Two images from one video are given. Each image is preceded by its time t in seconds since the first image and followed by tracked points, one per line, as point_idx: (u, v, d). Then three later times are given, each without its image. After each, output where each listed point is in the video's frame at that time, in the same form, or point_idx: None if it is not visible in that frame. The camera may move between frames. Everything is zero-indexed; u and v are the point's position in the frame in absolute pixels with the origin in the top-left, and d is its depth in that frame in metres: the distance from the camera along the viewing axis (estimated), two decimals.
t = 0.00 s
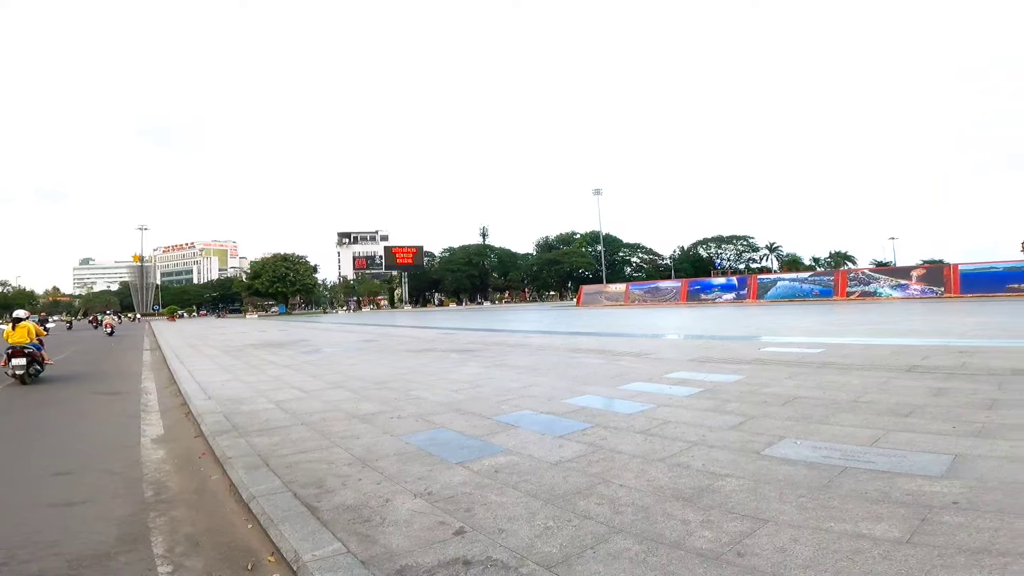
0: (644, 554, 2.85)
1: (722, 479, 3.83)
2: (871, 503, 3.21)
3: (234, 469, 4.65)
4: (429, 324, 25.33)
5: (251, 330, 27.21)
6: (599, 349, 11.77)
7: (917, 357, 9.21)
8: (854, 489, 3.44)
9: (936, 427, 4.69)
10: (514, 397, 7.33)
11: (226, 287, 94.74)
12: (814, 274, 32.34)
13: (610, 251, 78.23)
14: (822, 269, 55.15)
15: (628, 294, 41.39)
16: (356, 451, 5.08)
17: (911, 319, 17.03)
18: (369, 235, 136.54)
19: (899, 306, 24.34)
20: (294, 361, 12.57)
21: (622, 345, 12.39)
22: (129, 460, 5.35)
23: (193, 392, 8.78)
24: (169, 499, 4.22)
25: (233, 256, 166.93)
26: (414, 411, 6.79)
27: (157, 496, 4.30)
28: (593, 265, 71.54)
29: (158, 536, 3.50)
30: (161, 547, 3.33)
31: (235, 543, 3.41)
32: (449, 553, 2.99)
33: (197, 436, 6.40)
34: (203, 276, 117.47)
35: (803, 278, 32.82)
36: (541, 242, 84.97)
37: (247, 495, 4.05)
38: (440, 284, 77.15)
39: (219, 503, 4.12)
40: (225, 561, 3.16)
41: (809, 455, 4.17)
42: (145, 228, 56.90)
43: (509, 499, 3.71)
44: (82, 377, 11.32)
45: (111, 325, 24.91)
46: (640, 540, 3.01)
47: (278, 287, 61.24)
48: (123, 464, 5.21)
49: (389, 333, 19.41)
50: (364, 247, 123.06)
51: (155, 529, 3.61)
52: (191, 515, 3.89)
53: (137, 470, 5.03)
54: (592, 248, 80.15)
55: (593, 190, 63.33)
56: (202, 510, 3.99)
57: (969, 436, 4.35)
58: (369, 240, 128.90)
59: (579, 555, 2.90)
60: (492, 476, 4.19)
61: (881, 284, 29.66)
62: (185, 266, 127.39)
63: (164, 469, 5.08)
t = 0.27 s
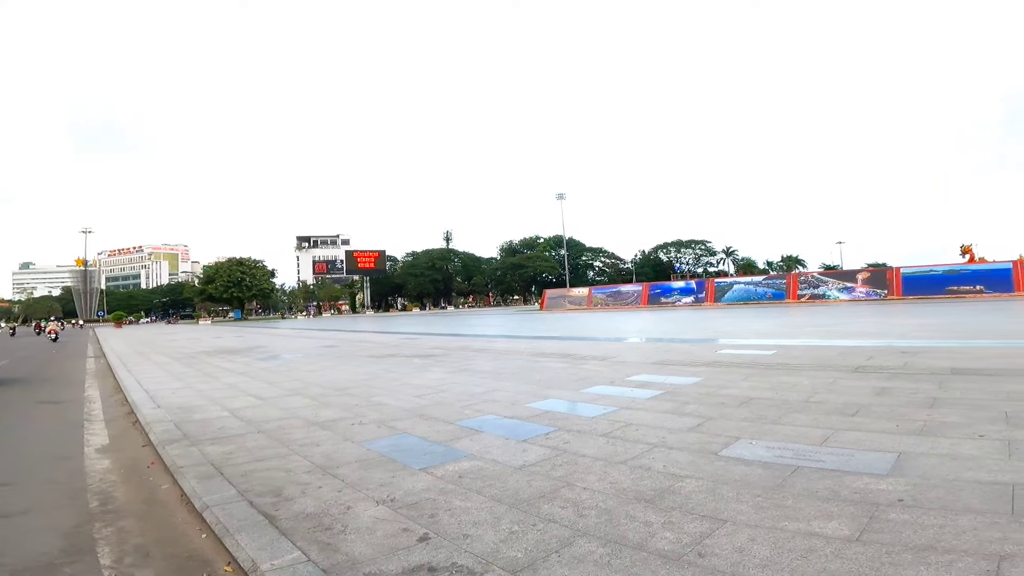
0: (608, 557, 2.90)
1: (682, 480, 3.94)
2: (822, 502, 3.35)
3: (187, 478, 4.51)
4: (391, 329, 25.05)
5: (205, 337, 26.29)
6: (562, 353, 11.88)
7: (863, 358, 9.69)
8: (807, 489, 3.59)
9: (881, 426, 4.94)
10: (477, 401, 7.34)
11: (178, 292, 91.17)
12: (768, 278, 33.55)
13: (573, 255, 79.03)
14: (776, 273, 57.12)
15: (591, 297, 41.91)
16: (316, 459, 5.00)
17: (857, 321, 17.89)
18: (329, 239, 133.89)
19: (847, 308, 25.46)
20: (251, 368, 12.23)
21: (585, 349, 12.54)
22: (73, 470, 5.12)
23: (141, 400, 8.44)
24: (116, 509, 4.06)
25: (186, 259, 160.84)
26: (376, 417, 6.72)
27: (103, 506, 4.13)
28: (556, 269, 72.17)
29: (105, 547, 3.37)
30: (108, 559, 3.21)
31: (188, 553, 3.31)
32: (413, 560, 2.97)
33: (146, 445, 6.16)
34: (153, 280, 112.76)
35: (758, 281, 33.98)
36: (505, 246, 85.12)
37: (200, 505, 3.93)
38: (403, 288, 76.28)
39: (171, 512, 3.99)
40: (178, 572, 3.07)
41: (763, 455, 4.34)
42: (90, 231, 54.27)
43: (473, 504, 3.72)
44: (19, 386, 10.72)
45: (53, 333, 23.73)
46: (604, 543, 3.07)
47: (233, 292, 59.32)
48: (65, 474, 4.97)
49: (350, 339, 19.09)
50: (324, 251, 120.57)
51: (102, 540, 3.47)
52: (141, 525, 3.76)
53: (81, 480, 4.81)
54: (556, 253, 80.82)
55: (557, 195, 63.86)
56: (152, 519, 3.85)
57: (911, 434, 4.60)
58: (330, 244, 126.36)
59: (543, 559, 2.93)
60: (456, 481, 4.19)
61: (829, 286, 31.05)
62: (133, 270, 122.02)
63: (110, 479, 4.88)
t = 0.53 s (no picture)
0: (574, 555, 2.94)
1: (644, 477, 4.02)
2: (778, 495, 3.49)
3: (135, 485, 4.34)
4: (352, 331, 24.62)
5: (154, 341, 25.22)
6: (525, 352, 11.95)
7: (813, 353, 10.12)
8: (763, 482, 3.73)
9: (830, 419, 5.17)
10: (441, 402, 7.30)
11: (125, 294, 87.13)
12: (723, 275, 34.59)
13: (535, 254, 79.43)
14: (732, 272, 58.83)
15: (554, 297, 42.23)
16: (274, 463, 4.88)
17: (807, 317, 18.64)
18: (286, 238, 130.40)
19: (798, 305, 26.50)
20: (204, 371, 11.83)
21: (548, 347, 12.65)
22: (9, 479, 4.85)
23: (85, 406, 8.05)
24: (59, 517, 3.88)
25: (133, 260, 153.96)
26: (336, 420, 6.60)
27: (43, 514, 3.94)
28: (519, 268, 72.44)
29: (47, 557, 3.22)
30: (50, 570, 3.06)
31: (138, 560, 3.20)
32: (377, 563, 2.94)
33: (91, 452, 5.89)
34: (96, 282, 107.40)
35: (714, 280, 34.97)
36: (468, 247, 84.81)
37: (151, 511, 3.80)
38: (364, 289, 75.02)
39: (118, 519, 3.83)
40: None
41: (721, 450, 4.47)
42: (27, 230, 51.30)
43: (437, 505, 3.71)
44: None
45: None
46: (569, 541, 3.11)
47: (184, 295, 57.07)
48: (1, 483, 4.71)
49: (309, 341, 18.69)
50: (281, 251, 117.40)
51: (44, 550, 3.32)
52: (85, 533, 3.60)
53: (19, 489, 4.57)
54: (518, 252, 81.06)
55: (521, 195, 63.96)
56: (98, 527, 3.70)
57: (859, 426, 4.83)
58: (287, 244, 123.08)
59: (510, 559, 2.95)
60: (420, 483, 4.17)
61: (780, 284, 32.25)
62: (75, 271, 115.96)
63: (51, 487, 4.65)
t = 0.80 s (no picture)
0: (533, 557, 2.98)
1: (600, 477, 4.11)
2: (728, 493, 3.63)
3: (66, 495, 4.11)
4: (304, 333, 24.01)
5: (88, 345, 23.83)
6: (481, 354, 11.95)
7: (758, 352, 10.56)
8: (714, 481, 3.87)
9: (775, 417, 5.42)
10: (396, 405, 7.22)
11: (55, 296, 81.90)
12: (675, 278, 35.59)
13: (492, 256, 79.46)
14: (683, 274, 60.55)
15: (510, 298, 42.37)
16: (219, 469, 4.72)
17: (753, 318, 19.40)
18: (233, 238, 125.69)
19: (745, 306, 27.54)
20: (143, 376, 11.28)
21: (504, 349, 12.69)
22: None
23: (9, 414, 7.55)
24: None
25: (65, 259, 145.10)
26: (286, 424, 6.44)
27: None
28: (475, 270, 72.29)
29: None
30: None
31: (70, 570, 3.05)
32: (332, 570, 2.90)
33: (16, 461, 5.54)
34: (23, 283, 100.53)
35: (666, 281, 35.92)
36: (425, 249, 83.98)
37: (84, 521, 3.61)
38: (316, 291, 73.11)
39: (47, 529, 3.63)
40: None
41: (673, 450, 4.61)
42: None
43: (393, 509, 3.68)
44: None
45: None
46: (528, 542, 3.15)
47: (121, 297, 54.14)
48: None
49: (257, 344, 18.10)
50: (228, 252, 113.06)
51: None
52: (10, 545, 3.39)
53: None
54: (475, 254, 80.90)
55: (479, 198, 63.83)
56: (25, 538, 3.49)
57: (801, 424, 5.08)
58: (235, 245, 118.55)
59: (469, 562, 2.96)
60: (375, 487, 4.12)
61: (728, 285, 33.45)
62: None
63: None
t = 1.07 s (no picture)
0: (490, 556, 3.01)
1: (555, 475, 4.18)
2: (679, 490, 3.77)
3: None
4: (253, 330, 23.23)
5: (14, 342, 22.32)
6: (437, 352, 11.88)
7: (707, 352, 10.92)
8: (665, 478, 4.00)
9: (722, 415, 5.63)
10: (349, 404, 7.11)
11: None
12: (629, 278, 36.32)
13: (449, 253, 78.95)
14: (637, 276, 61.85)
15: (467, 297, 42.20)
16: (156, 470, 4.54)
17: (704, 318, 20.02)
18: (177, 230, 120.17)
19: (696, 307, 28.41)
20: (75, 375, 10.68)
21: (460, 348, 12.66)
22: None
23: None
24: None
25: None
26: (231, 424, 6.23)
27: None
28: (432, 267, 71.66)
29: None
30: None
31: None
32: (281, 573, 2.84)
33: None
34: None
35: (620, 282, 36.62)
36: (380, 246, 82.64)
37: (5, 524, 3.42)
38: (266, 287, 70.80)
39: None
40: None
41: (626, 448, 4.74)
42: None
43: (345, 510, 3.64)
44: None
45: None
46: (485, 542, 3.17)
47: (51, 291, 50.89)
48: None
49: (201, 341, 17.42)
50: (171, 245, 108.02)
51: None
52: None
53: None
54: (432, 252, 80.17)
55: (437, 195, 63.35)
56: None
57: (747, 422, 5.30)
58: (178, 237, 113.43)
59: (425, 562, 2.96)
60: (326, 488, 4.06)
61: (679, 286, 34.39)
62: None
63: None
